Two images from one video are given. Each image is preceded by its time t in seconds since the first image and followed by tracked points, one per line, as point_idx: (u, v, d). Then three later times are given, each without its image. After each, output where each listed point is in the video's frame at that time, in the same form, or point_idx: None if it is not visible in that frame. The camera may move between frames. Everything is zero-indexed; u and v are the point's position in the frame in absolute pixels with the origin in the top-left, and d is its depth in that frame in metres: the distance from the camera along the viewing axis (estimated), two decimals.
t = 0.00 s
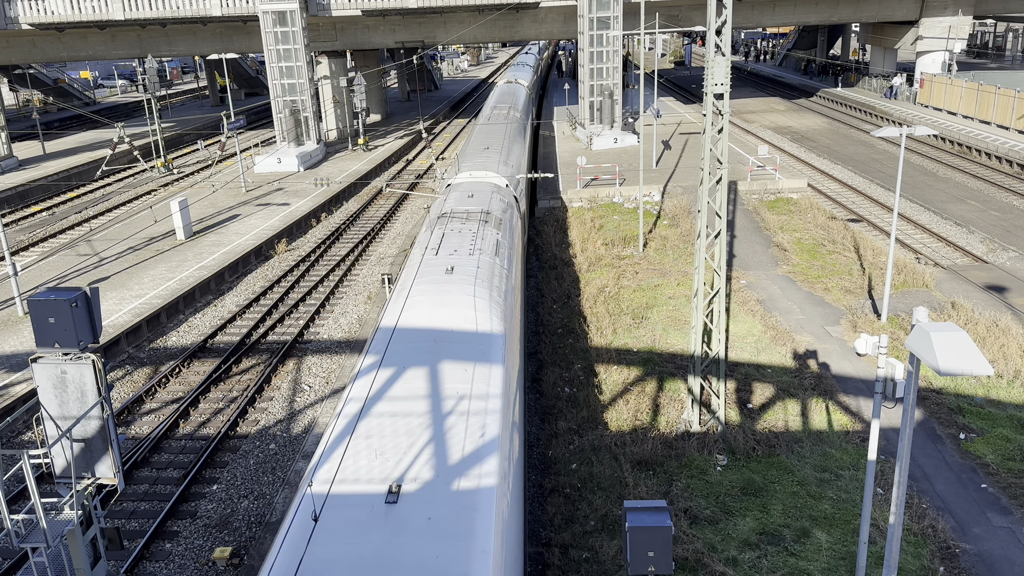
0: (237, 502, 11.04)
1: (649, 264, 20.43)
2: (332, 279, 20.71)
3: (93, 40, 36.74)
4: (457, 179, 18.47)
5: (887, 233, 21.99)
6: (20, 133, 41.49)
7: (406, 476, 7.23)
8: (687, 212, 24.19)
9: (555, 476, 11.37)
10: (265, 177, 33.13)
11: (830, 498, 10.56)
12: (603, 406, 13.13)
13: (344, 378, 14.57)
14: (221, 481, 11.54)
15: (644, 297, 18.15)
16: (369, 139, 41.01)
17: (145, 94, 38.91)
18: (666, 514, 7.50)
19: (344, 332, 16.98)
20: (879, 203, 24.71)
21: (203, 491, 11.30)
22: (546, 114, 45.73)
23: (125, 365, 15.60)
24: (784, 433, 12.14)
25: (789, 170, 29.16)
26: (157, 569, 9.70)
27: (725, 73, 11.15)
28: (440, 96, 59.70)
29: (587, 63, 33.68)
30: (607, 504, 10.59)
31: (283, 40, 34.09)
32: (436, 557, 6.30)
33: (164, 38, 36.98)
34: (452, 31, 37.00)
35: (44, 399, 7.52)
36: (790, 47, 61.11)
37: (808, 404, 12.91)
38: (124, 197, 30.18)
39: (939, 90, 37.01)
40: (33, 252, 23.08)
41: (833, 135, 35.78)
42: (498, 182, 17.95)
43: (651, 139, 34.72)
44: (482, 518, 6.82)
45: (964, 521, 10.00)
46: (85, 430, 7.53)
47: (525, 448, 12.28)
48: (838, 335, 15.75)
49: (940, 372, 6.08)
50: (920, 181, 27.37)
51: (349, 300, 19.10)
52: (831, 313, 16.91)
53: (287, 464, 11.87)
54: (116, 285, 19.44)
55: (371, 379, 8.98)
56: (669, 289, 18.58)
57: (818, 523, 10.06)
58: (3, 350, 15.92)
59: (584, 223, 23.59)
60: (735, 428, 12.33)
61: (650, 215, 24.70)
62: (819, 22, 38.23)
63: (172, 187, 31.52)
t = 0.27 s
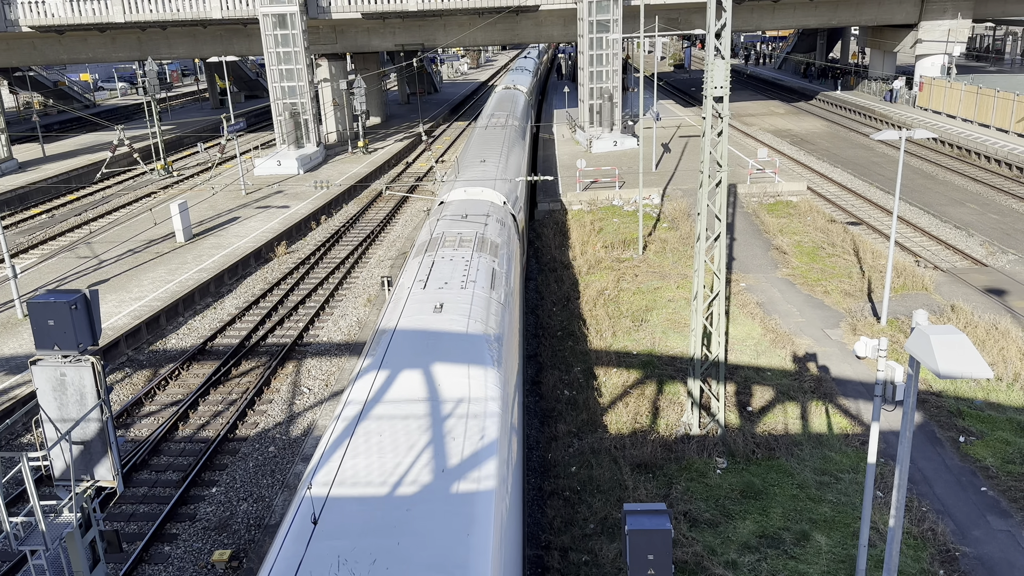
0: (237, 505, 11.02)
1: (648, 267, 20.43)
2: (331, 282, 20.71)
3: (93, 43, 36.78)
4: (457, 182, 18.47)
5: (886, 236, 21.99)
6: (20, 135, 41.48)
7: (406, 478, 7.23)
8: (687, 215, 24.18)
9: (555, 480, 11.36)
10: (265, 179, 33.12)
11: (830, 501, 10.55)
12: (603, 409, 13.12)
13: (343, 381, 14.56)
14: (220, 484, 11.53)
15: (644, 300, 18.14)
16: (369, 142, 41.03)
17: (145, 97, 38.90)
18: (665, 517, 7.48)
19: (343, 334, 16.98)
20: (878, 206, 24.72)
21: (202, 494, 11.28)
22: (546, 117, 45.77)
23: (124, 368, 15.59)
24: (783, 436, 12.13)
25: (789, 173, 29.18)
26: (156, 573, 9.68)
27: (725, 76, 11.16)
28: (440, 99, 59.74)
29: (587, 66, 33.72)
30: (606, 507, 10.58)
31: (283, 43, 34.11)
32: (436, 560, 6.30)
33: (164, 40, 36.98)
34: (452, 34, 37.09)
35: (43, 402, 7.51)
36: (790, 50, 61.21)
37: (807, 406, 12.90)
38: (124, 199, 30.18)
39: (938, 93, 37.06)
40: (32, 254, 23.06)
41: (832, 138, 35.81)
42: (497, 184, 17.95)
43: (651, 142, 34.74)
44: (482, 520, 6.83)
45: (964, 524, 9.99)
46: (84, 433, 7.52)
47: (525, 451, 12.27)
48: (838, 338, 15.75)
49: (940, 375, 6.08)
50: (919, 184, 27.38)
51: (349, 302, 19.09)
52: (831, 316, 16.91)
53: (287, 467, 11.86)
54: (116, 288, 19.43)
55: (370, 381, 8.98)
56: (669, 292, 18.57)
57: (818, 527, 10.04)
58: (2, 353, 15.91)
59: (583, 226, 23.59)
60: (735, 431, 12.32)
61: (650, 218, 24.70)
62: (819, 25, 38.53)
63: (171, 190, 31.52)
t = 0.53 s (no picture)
0: (236, 507, 11.02)
1: (648, 270, 20.43)
2: (331, 284, 20.72)
3: (93, 45, 36.81)
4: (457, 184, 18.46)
5: (886, 239, 21.99)
6: (21, 137, 41.54)
7: (404, 481, 7.22)
8: (687, 218, 24.19)
9: (555, 482, 11.36)
10: (265, 182, 33.15)
11: (830, 503, 10.55)
12: (602, 412, 13.12)
13: (343, 383, 14.55)
14: (220, 486, 11.53)
15: (644, 302, 18.14)
16: (369, 144, 41.08)
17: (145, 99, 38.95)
18: (666, 519, 7.49)
19: (344, 336, 16.98)
20: (878, 208, 24.72)
21: (201, 496, 11.28)
22: (546, 119, 45.81)
23: (124, 369, 15.59)
24: (783, 439, 12.13)
25: (789, 175, 29.19)
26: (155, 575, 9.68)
27: (724, 78, 11.19)
28: (440, 101, 59.81)
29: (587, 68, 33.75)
30: (606, 509, 10.57)
31: (283, 45, 34.14)
32: (435, 564, 6.28)
33: (164, 42, 37.04)
34: (452, 37, 37.09)
35: (43, 403, 7.50)
36: (790, 52, 61.27)
37: (807, 409, 12.90)
38: (124, 202, 30.18)
39: (938, 96, 37.08)
40: (32, 256, 23.09)
41: (832, 140, 35.84)
42: (497, 187, 17.96)
43: (651, 145, 34.77)
44: (482, 523, 6.86)
45: (964, 527, 9.99)
46: (84, 434, 7.51)
47: (525, 453, 12.28)
48: (838, 341, 15.75)
49: (940, 377, 6.09)
50: (919, 187, 27.39)
51: (349, 304, 19.10)
52: (831, 318, 16.91)
53: (287, 469, 11.86)
54: (116, 290, 19.45)
55: (365, 385, 9.01)
56: (669, 295, 18.58)
57: (818, 529, 10.04)
58: (2, 355, 15.92)
59: (583, 228, 23.61)
60: (735, 433, 12.32)
61: (650, 220, 24.70)
62: (818, 28, 38.68)
63: (172, 192, 31.54)
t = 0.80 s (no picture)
0: (237, 509, 11.01)
1: (649, 272, 20.43)
2: (332, 286, 20.71)
3: (95, 47, 36.86)
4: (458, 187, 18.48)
5: (887, 241, 22.00)
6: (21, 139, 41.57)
7: (387, 489, 7.08)
8: (687, 220, 24.19)
9: (555, 484, 11.35)
10: (266, 184, 33.16)
11: (831, 506, 10.54)
12: (603, 414, 13.11)
13: (343, 386, 14.55)
14: (220, 488, 11.52)
15: (645, 304, 18.15)
16: (369, 146, 41.11)
17: (146, 101, 38.99)
18: (666, 522, 7.50)
19: (344, 338, 16.98)
20: (879, 210, 24.73)
21: (202, 498, 11.27)
22: (546, 121, 45.84)
23: (124, 372, 15.58)
24: (784, 441, 12.13)
25: (789, 177, 29.21)
26: None
27: (725, 80, 11.21)
28: (440, 103, 59.87)
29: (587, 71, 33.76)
30: (607, 511, 10.56)
31: (284, 48, 34.18)
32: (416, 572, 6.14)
33: (165, 45, 37.09)
34: (453, 39, 37.13)
35: (43, 406, 7.50)
36: (790, 55, 61.31)
37: (808, 411, 12.90)
38: (124, 204, 30.21)
39: (938, 98, 37.10)
40: (33, 258, 23.10)
41: (832, 143, 35.85)
42: (498, 189, 17.97)
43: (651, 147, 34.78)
44: (467, 532, 6.72)
45: (965, 529, 9.98)
46: (85, 437, 7.51)
47: (525, 455, 12.28)
48: (838, 343, 15.74)
49: (940, 379, 6.09)
50: (920, 189, 27.39)
51: (349, 306, 19.10)
52: (831, 321, 16.90)
53: (287, 472, 11.85)
54: (116, 292, 19.45)
55: (358, 392, 8.97)
56: (669, 297, 18.58)
57: (818, 531, 10.03)
58: (2, 357, 15.93)
59: (584, 230, 23.62)
60: (735, 435, 12.32)
61: (650, 222, 24.71)
62: (818, 31, 38.69)
63: (172, 194, 31.55)
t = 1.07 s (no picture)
0: (237, 511, 11.00)
1: (649, 274, 20.42)
2: (332, 288, 20.71)
3: (96, 50, 36.87)
4: (458, 189, 18.49)
5: (887, 243, 22.00)
6: (22, 142, 41.64)
7: (383, 494, 7.03)
8: (688, 222, 24.20)
9: (556, 486, 11.34)
10: (266, 186, 33.18)
11: (831, 508, 10.52)
12: (603, 416, 13.10)
13: (344, 388, 14.54)
14: (221, 490, 11.52)
15: (645, 306, 18.15)
16: (370, 148, 41.14)
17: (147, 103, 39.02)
18: (667, 524, 7.50)
19: (345, 341, 16.98)
20: (879, 213, 24.73)
21: (202, 501, 11.27)
22: (547, 124, 45.86)
23: (125, 374, 15.58)
24: (785, 443, 12.11)
25: (790, 180, 29.21)
26: None
27: (725, 83, 11.22)
28: (441, 106, 59.89)
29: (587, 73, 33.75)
30: (608, 514, 10.55)
31: (285, 50, 34.18)
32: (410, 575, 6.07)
33: (166, 47, 37.12)
34: (453, 41, 37.17)
35: (44, 408, 7.50)
36: (791, 57, 61.33)
37: (808, 414, 12.89)
38: (125, 206, 30.23)
39: (939, 101, 37.11)
40: (34, 261, 23.11)
41: (833, 145, 35.87)
42: (498, 191, 17.98)
43: (652, 149, 34.79)
44: (463, 536, 6.66)
45: (966, 532, 9.96)
46: (85, 439, 7.51)
47: (525, 458, 12.28)
48: (839, 345, 15.74)
49: (941, 381, 6.09)
50: (920, 192, 27.39)
51: (349, 308, 19.11)
52: (832, 323, 16.89)
53: (287, 474, 11.85)
54: (117, 294, 19.46)
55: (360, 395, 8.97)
56: (670, 299, 18.59)
57: (819, 534, 10.02)
58: (3, 359, 15.94)
59: (584, 232, 23.62)
60: (736, 438, 12.31)
61: (651, 224, 24.70)
62: (819, 33, 38.68)
63: (173, 197, 31.57)
